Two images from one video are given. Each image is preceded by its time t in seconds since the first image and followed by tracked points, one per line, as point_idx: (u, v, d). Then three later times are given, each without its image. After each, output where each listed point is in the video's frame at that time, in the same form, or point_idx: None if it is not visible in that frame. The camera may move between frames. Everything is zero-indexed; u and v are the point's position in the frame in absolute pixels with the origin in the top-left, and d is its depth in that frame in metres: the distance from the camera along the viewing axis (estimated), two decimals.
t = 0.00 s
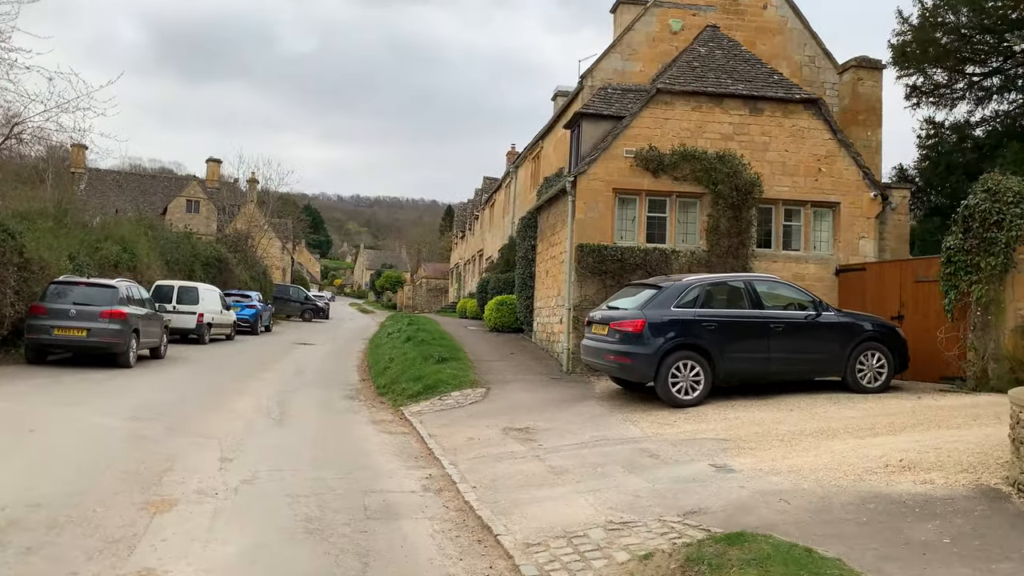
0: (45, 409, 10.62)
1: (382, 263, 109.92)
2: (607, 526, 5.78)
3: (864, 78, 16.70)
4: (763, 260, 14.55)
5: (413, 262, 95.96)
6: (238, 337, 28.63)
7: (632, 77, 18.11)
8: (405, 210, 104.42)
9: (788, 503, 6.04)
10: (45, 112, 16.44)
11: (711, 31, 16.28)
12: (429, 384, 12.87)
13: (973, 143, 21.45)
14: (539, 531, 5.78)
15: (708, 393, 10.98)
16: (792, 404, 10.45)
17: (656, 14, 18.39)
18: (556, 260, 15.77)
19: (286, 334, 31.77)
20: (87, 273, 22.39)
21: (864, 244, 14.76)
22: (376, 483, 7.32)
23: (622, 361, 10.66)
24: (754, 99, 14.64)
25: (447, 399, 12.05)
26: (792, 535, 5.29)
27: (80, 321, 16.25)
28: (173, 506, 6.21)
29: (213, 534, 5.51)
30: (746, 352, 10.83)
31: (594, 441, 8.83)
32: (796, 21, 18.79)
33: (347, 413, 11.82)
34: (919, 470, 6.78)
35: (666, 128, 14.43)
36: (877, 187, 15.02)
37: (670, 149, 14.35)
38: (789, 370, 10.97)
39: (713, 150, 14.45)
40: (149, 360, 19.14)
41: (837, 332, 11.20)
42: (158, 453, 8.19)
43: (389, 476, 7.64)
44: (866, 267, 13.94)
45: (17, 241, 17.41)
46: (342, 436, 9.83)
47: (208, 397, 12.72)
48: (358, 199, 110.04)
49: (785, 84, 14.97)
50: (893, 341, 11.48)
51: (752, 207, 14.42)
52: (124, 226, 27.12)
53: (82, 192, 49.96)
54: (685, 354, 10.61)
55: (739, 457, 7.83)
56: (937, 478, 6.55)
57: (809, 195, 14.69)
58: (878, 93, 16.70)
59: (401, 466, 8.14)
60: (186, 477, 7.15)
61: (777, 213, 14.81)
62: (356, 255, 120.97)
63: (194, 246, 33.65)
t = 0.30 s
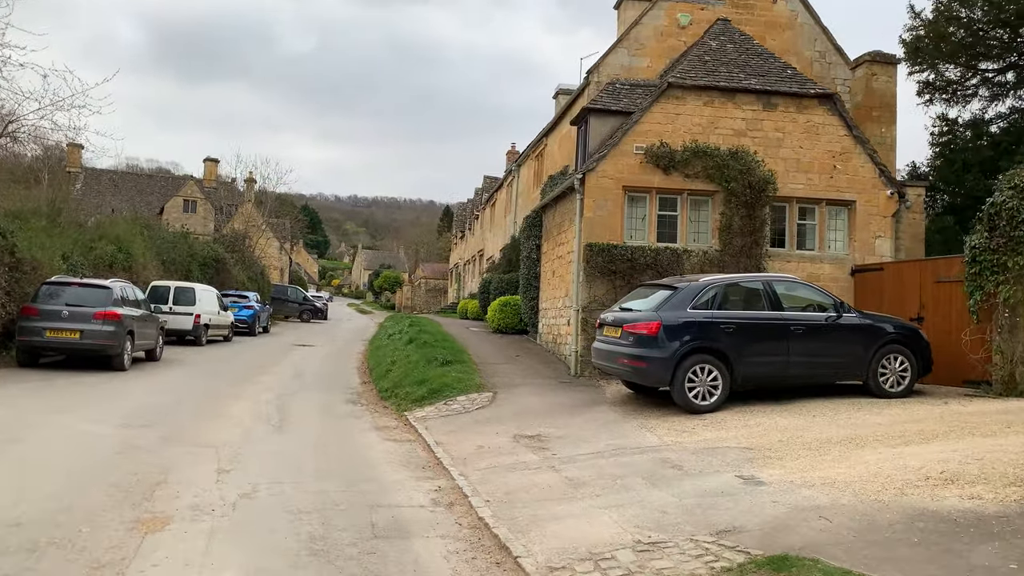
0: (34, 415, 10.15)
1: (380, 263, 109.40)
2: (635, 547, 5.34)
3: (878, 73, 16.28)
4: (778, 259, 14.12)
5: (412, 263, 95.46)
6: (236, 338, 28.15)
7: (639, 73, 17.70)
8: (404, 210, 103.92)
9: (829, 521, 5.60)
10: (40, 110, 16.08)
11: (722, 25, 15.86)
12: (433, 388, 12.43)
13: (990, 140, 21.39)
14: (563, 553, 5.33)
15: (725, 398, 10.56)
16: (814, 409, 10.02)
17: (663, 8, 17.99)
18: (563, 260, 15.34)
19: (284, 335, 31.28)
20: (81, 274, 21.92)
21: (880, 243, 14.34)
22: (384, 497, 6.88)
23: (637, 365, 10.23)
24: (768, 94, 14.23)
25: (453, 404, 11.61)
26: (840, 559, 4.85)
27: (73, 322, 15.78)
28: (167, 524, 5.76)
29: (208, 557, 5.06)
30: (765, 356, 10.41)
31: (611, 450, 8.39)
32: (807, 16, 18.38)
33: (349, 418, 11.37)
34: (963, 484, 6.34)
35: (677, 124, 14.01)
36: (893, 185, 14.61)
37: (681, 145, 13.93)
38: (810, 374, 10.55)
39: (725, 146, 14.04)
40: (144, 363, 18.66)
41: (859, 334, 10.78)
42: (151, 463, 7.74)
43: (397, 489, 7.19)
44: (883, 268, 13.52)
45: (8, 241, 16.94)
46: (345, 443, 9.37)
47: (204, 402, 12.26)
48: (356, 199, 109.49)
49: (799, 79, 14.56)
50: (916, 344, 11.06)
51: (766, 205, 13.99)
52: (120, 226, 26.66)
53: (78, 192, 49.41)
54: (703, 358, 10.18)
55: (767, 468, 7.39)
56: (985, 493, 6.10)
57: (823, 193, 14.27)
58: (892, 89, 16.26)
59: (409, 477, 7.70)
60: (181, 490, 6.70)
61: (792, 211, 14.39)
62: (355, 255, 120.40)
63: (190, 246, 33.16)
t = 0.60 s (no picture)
0: (17, 419, 9.66)
1: (377, 263, 108.82)
2: (665, 566, 4.88)
3: (890, 67, 15.87)
4: (790, 257, 13.70)
5: (408, 262, 94.94)
6: (230, 338, 27.64)
7: (645, 66, 17.28)
8: (400, 209, 103.41)
9: (874, 537, 5.14)
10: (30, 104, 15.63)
11: (730, 16, 15.45)
12: (435, 390, 11.97)
13: (1003, 134, 21.33)
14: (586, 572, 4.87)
15: (741, 401, 10.13)
16: (835, 412, 9.60)
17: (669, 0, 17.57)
18: (568, 258, 14.90)
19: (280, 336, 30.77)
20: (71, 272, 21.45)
21: (895, 241, 13.95)
22: (387, 508, 6.41)
23: (649, 366, 9.79)
24: (779, 86, 13.83)
25: (457, 407, 11.16)
26: None
27: (62, 322, 15.27)
28: (153, 540, 5.29)
29: None
30: (783, 357, 9.99)
31: (626, 457, 7.94)
32: (816, 9, 17.99)
33: (348, 421, 10.91)
34: (1012, 494, 5.89)
35: (687, 117, 13.59)
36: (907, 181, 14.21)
37: (690, 139, 13.51)
38: (829, 375, 10.13)
39: (736, 140, 13.62)
40: (136, 363, 18.16)
41: (879, 334, 10.36)
42: (139, 471, 7.27)
43: (401, 499, 6.73)
44: (899, 266, 13.11)
45: None
46: (344, 449, 8.90)
47: (197, 404, 11.78)
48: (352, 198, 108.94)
49: (811, 71, 14.15)
50: (937, 344, 10.65)
51: (778, 201, 13.58)
52: (113, 224, 26.14)
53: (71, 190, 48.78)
54: (718, 359, 9.75)
55: (795, 477, 6.95)
56: None
57: (836, 189, 13.86)
58: (904, 82, 15.85)
59: (414, 485, 7.23)
60: (169, 502, 6.22)
61: (804, 207, 13.97)
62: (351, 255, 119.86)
63: (185, 244, 32.62)
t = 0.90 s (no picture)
0: None
1: (372, 263, 108.21)
2: None
3: (902, 64, 15.50)
4: (802, 259, 13.30)
5: (403, 262, 94.42)
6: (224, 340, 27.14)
7: (649, 63, 16.86)
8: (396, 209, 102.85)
9: (926, 568, 4.73)
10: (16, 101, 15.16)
11: (739, 11, 15.05)
12: (437, 397, 11.51)
13: (1017, 132, 21.02)
14: None
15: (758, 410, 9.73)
16: (857, 422, 9.20)
17: None
18: (572, 260, 14.47)
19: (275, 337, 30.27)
20: (60, 273, 20.93)
21: (909, 242, 13.56)
22: (392, 530, 5.98)
23: (663, 374, 9.35)
24: (791, 83, 13.43)
25: (460, 415, 10.72)
26: None
27: (49, 326, 14.74)
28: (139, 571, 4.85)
29: None
30: (801, 364, 9.58)
31: (643, 472, 7.52)
32: (824, 6, 17.62)
33: (346, 431, 10.44)
34: None
35: (696, 115, 13.17)
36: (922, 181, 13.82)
37: (700, 137, 13.09)
38: (849, 383, 9.73)
39: (747, 138, 13.21)
40: (126, 367, 17.66)
41: (900, 340, 9.97)
42: (125, 489, 6.79)
43: (407, 520, 6.29)
44: (915, 268, 12.72)
45: None
46: (344, 461, 8.46)
47: (189, 412, 11.29)
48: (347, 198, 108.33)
49: (823, 67, 13.75)
50: (960, 350, 10.26)
51: (790, 201, 13.17)
52: (104, 223, 25.60)
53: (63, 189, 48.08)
54: (734, 367, 9.33)
55: (826, 496, 6.54)
56: None
57: (850, 189, 13.45)
58: (916, 80, 15.48)
59: (420, 504, 6.79)
60: (157, 526, 5.77)
61: (816, 208, 13.56)
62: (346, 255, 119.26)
63: (177, 244, 32.04)
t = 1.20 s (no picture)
0: None
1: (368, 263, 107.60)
2: None
3: (916, 57, 15.11)
4: (817, 257, 12.90)
5: (399, 263, 93.90)
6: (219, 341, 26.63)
7: (656, 57, 16.46)
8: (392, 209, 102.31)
9: None
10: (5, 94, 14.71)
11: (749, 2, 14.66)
12: (442, 400, 11.07)
13: None
14: None
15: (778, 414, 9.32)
16: (883, 427, 8.80)
17: None
18: (578, 258, 14.04)
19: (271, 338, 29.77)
20: (49, 272, 20.46)
21: (926, 240, 13.18)
22: (401, 546, 5.53)
23: (680, 376, 8.93)
24: (805, 75, 13.04)
25: (466, 419, 10.28)
26: None
27: (37, 326, 14.24)
28: None
29: None
30: (824, 366, 9.17)
31: (664, 481, 7.08)
32: None
33: (347, 436, 9.98)
34: None
35: (708, 108, 12.76)
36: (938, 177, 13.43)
37: (711, 131, 12.69)
38: (872, 386, 9.33)
39: (760, 132, 12.81)
40: (118, 369, 17.16)
41: (925, 340, 9.57)
42: (113, 500, 6.34)
43: (416, 534, 5.85)
44: (933, 266, 12.33)
45: None
46: (346, 469, 8.01)
47: (182, 416, 10.81)
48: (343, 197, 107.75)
49: (837, 60, 13.36)
50: (986, 351, 9.87)
51: (804, 197, 12.77)
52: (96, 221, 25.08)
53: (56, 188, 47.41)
54: (754, 369, 8.92)
55: (864, 507, 6.12)
56: None
57: (865, 184, 13.06)
58: (931, 73, 15.10)
59: (429, 517, 6.36)
60: (147, 542, 5.32)
61: (831, 205, 13.17)
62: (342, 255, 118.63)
63: (171, 243, 31.50)
